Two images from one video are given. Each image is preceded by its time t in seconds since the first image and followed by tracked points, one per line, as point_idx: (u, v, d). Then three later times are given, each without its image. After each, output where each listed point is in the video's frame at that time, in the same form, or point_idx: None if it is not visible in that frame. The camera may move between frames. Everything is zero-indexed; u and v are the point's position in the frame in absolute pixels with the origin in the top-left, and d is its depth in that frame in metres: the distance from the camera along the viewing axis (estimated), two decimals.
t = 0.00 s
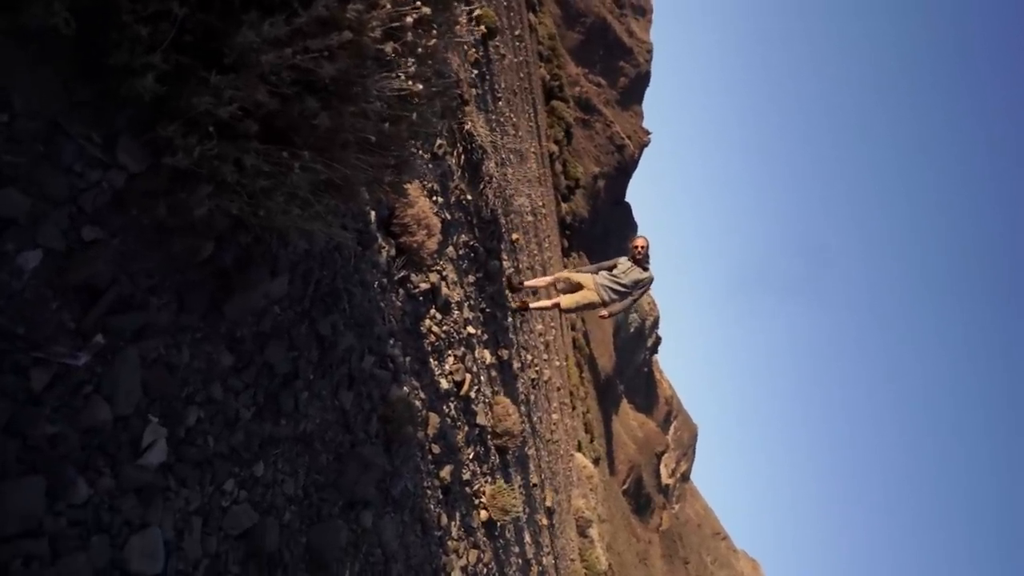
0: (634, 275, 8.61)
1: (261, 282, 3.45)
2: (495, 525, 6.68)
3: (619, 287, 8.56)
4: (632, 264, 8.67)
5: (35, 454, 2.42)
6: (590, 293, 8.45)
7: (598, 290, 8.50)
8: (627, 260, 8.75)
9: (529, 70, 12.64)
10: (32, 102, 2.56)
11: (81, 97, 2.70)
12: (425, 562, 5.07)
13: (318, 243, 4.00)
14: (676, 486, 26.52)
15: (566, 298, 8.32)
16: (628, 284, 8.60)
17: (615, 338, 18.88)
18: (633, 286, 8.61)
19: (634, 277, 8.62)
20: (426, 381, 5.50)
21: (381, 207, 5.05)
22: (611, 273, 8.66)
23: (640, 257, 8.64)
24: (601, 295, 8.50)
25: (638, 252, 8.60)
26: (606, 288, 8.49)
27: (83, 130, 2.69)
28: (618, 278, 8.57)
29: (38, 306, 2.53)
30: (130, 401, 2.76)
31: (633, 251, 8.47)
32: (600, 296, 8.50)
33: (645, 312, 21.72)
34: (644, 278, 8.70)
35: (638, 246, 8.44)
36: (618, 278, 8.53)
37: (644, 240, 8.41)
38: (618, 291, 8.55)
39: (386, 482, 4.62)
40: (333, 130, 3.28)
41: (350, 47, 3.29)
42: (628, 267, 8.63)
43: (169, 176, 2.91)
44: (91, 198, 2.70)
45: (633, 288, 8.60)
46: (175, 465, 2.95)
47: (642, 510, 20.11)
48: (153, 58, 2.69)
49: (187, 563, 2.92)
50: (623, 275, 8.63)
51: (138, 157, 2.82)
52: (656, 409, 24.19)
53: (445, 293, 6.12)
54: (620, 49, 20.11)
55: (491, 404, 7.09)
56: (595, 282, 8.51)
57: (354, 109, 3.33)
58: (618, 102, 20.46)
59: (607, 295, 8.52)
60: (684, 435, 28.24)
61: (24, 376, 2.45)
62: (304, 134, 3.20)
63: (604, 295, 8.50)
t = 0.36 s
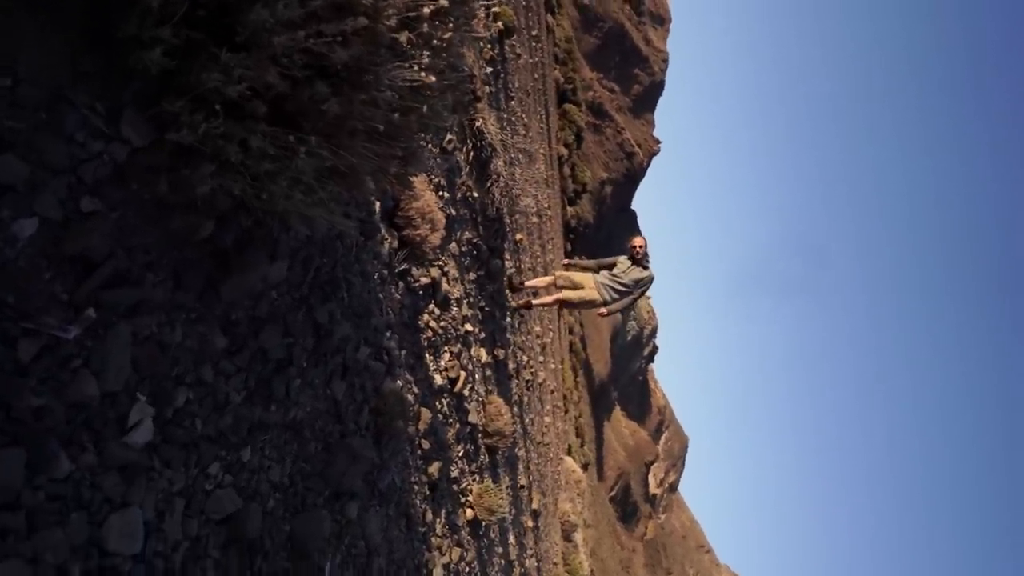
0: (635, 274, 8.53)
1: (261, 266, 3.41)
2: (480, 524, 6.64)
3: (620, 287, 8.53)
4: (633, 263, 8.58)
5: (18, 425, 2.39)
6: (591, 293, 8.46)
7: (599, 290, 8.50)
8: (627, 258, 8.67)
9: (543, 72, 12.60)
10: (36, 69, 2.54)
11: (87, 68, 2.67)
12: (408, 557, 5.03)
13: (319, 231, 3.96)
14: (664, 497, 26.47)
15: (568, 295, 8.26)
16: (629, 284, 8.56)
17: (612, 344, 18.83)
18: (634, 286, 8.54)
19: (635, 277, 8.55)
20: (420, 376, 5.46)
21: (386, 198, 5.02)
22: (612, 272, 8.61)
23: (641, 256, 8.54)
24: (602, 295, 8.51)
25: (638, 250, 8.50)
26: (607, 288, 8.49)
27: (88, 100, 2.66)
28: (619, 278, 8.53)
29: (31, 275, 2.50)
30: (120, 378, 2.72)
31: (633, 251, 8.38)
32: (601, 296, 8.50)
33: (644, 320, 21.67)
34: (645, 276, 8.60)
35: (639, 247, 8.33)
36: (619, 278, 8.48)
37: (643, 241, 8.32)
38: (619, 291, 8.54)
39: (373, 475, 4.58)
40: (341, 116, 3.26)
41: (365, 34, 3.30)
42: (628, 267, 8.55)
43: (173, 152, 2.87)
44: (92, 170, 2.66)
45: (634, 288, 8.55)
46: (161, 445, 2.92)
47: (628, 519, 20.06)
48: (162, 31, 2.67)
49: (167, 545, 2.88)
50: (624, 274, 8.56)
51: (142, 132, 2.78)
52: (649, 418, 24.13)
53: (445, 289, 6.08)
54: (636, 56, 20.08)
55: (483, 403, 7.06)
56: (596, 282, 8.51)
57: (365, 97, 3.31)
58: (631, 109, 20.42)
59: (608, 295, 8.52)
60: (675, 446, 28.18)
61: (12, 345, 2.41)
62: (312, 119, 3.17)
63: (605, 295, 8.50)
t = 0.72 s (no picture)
0: (632, 278, 8.42)
1: (261, 250, 3.38)
2: (465, 523, 6.59)
3: (620, 293, 8.42)
4: (629, 268, 8.47)
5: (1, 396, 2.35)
6: (591, 298, 8.39)
7: (599, 297, 8.41)
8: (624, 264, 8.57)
9: (558, 74, 12.57)
10: (43, 35, 2.51)
11: (96, 37, 2.64)
12: (390, 551, 4.99)
13: (322, 218, 3.93)
14: (650, 506, 26.39)
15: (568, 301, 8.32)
16: (628, 289, 8.42)
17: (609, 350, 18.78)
18: (633, 290, 8.42)
19: (633, 280, 8.42)
20: (414, 370, 5.42)
21: (392, 190, 4.98)
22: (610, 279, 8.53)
23: (636, 260, 8.46)
24: (602, 301, 8.42)
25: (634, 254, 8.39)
26: (607, 295, 8.39)
27: (95, 70, 2.63)
28: (616, 284, 8.42)
29: (25, 244, 2.45)
30: (109, 354, 2.67)
31: (629, 256, 8.28)
32: (601, 302, 8.41)
33: (642, 329, 21.62)
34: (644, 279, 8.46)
35: (633, 249, 8.22)
36: (617, 283, 8.36)
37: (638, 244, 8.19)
38: (620, 297, 8.42)
39: (361, 467, 4.54)
40: (351, 104, 3.24)
41: (381, 21, 3.28)
42: (624, 272, 8.45)
43: (179, 129, 2.84)
44: (94, 141, 2.63)
45: (634, 293, 8.41)
46: (147, 424, 2.88)
47: (613, 526, 20.00)
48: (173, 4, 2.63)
49: (147, 526, 2.84)
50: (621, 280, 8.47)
51: (147, 106, 2.73)
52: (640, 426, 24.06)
53: (446, 285, 6.04)
54: (651, 64, 20.05)
55: (476, 402, 7.01)
56: (596, 288, 8.43)
57: (376, 85, 3.29)
58: (642, 117, 20.38)
59: (608, 302, 8.42)
60: (665, 456, 28.11)
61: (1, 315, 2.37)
62: (321, 104, 3.14)
63: (605, 301, 8.41)
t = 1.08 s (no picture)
0: (630, 285, 8.33)
1: (261, 234, 3.35)
2: (450, 520, 6.55)
3: (619, 300, 8.36)
4: (625, 275, 8.40)
5: None
6: (590, 306, 8.34)
7: (598, 304, 8.37)
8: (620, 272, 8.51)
9: (572, 77, 12.53)
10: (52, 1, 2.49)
11: (108, 5, 2.67)
12: (373, 545, 4.94)
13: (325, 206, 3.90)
14: (636, 514, 26.33)
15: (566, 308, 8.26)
16: (626, 297, 8.36)
17: (605, 357, 18.72)
18: (631, 297, 8.35)
19: (630, 287, 8.34)
20: (408, 364, 5.38)
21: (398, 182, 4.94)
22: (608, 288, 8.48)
23: (633, 266, 8.36)
24: (601, 309, 8.38)
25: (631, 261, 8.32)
26: (606, 302, 8.34)
27: (102, 40, 2.63)
28: (613, 292, 8.37)
29: (21, 213, 2.41)
30: (99, 329, 2.64)
31: (626, 264, 8.18)
32: (600, 310, 8.37)
33: (639, 337, 21.58)
34: (642, 285, 8.38)
35: (630, 258, 8.13)
36: (615, 291, 8.29)
37: (635, 253, 8.05)
38: (618, 305, 8.37)
39: (348, 458, 4.49)
40: (361, 90, 3.19)
41: (397, 8, 3.23)
42: (621, 278, 8.36)
43: (185, 107, 2.80)
44: (97, 112, 2.61)
45: (632, 299, 8.34)
46: (134, 401, 2.84)
47: (598, 532, 19.93)
48: None
49: (127, 505, 2.80)
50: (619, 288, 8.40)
51: (154, 79, 2.73)
52: (631, 434, 24.01)
53: (446, 281, 6.00)
54: (666, 74, 20.00)
55: (469, 400, 6.97)
56: (596, 295, 8.40)
57: (387, 73, 3.24)
58: (653, 126, 20.35)
59: (607, 310, 8.39)
60: (653, 465, 28.05)
61: None
62: (330, 89, 3.10)
63: (604, 309, 8.37)
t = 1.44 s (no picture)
0: (627, 288, 8.29)
1: (262, 217, 3.32)
2: (435, 517, 6.50)
3: (617, 304, 8.34)
4: (623, 278, 8.36)
5: None
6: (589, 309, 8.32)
7: (598, 307, 8.34)
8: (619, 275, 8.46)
9: (586, 81, 12.48)
10: None
11: None
12: (356, 537, 4.90)
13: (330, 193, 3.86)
14: (621, 521, 26.26)
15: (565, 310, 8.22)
16: (624, 300, 8.32)
17: (601, 362, 18.67)
18: (630, 300, 8.30)
19: (627, 290, 8.30)
20: (403, 357, 5.33)
21: (404, 174, 4.89)
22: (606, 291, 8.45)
23: (630, 269, 8.31)
24: (601, 312, 8.36)
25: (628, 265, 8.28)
26: (606, 305, 8.32)
27: (112, 10, 2.60)
28: (611, 295, 8.34)
29: (18, 180, 2.37)
30: (91, 303, 2.60)
31: (623, 267, 8.14)
32: (599, 313, 8.34)
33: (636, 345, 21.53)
34: (639, 287, 8.33)
35: (627, 262, 8.08)
36: (613, 295, 8.25)
37: (632, 257, 8.00)
38: (617, 309, 8.35)
39: (336, 449, 4.45)
40: (372, 78, 3.16)
41: None
42: (619, 282, 8.31)
43: (192, 84, 2.77)
44: (103, 83, 2.57)
45: (630, 303, 8.29)
46: (123, 378, 2.80)
47: (583, 537, 19.88)
48: None
49: (108, 483, 2.76)
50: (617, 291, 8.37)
51: (162, 54, 2.70)
52: (622, 442, 23.94)
53: (447, 277, 5.96)
54: (680, 84, 19.96)
55: (462, 397, 6.93)
56: (596, 298, 8.36)
57: (399, 62, 3.21)
58: (663, 135, 20.30)
59: (607, 313, 8.36)
60: (642, 474, 27.97)
61: None
62: (341, 75, 3.07)
63: (604, 312, 8.34)
